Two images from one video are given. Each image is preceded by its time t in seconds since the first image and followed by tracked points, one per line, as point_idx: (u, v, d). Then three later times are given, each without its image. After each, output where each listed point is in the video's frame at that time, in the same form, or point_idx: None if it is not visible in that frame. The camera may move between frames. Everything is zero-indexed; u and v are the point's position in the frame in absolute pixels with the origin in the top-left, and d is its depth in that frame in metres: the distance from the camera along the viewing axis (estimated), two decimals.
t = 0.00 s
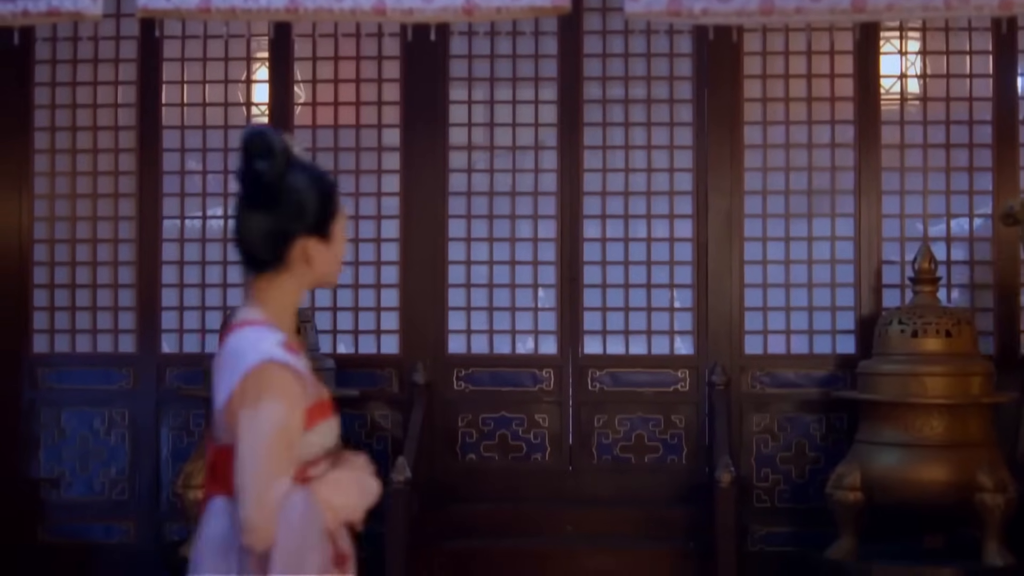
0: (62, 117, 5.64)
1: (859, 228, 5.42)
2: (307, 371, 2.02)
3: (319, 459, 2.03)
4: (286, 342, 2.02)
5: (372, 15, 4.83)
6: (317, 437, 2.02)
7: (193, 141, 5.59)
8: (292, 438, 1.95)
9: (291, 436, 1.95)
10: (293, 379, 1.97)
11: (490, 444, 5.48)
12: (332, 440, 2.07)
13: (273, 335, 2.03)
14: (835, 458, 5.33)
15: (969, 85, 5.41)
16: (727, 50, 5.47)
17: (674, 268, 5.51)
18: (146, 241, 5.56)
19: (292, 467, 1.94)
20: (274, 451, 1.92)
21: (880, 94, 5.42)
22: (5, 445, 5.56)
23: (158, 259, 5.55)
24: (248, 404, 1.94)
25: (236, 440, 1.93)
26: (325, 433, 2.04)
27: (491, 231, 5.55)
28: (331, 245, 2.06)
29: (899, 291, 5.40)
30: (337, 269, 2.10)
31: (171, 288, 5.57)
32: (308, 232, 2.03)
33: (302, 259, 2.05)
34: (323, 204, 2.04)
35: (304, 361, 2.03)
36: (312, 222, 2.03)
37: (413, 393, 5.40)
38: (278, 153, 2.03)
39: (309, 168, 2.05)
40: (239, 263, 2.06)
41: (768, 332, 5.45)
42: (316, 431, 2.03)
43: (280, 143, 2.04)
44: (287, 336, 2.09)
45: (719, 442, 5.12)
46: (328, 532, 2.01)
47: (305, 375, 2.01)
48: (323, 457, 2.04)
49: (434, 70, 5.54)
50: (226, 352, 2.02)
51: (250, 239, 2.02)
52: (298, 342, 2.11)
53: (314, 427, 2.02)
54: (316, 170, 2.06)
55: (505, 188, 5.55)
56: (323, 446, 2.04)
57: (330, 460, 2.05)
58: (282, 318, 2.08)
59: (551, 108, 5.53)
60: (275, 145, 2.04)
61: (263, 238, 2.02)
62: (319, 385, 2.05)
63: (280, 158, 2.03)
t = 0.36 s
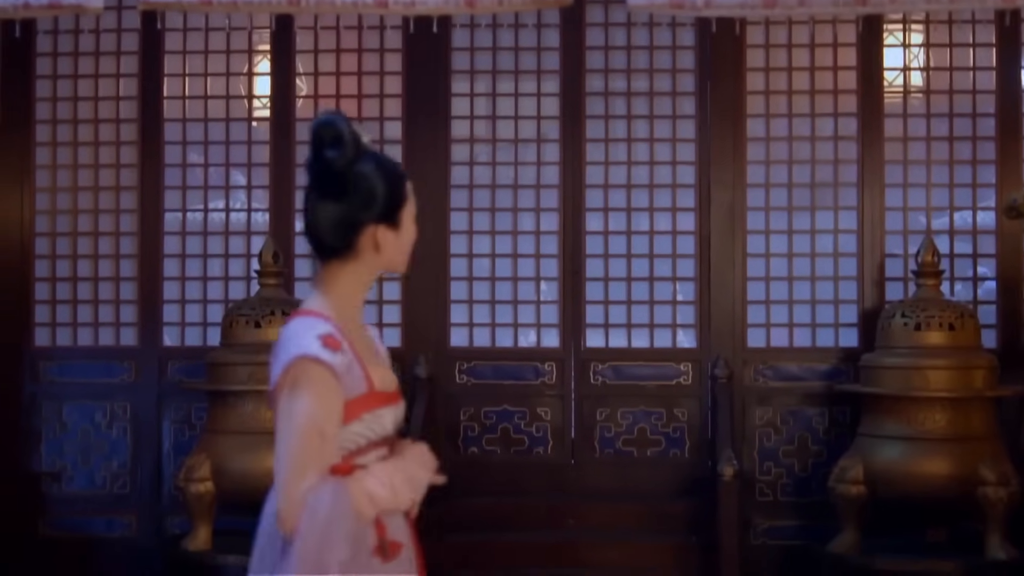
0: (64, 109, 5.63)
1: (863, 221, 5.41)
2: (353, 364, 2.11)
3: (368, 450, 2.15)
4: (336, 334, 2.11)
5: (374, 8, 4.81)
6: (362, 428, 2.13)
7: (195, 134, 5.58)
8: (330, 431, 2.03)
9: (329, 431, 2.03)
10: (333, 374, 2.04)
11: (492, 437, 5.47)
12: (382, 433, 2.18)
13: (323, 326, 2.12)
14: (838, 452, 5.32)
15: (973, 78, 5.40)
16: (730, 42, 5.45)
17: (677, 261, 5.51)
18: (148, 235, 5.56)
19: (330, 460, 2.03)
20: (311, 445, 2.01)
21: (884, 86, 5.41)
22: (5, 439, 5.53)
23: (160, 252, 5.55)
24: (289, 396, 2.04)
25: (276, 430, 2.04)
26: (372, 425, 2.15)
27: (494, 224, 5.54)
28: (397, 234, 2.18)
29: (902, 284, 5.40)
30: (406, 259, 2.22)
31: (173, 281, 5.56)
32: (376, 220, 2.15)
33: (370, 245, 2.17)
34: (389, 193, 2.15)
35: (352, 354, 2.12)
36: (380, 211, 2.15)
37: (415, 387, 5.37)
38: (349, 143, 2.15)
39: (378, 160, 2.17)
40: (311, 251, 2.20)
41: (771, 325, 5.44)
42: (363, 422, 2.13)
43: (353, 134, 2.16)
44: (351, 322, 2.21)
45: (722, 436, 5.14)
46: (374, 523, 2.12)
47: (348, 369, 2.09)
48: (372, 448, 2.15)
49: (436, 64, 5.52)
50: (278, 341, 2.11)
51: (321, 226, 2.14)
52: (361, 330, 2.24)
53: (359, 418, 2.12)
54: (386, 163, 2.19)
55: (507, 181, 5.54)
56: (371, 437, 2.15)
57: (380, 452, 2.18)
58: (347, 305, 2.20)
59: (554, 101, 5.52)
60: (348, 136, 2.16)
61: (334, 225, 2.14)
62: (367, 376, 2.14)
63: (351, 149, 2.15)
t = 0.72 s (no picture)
0: (64, 104, 5.61)
1: (865, 216, 5.39)
2: (369, 364, 2.14)
3: (388, 450, 2.15)
4: (352, 334, 2.15)
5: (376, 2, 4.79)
6: (382, 430, 2.14)
7: (195, 128, 5.56)
8: (335, 431, 2.07)
9: (335, 431, 2.07)
10: (338, 376, 2.08)
11: (494, 433, 5.46)
12: (407, 433, 2.18)
13: (339, 327, 2.15)
14: (840, 447, 5.31)
15: (976, 72, 5.39)
16: (733, 36, 5.44)
17: (679, 256, 5.49)
18: (149, 230, 5.54)
19: (334, 460, 2.06)
20: (311, 444, 2.05)
21: (887, 81, 5.40)
22: (6, 433, 5.52)
23: (161, 247, 5.54)
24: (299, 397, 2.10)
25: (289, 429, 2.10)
26: (394, 426, 2.16)
27: (495, 219, 5.54)
28: (425, 233, 2.18)
29: (905, 279, 5.38)
30: (438, 255, 2.22)
31: (173, 276, 5.55)
32: (401, 221, 2.15)
33: (398, 244, 2.18)
34: (415, 192, 2.15)
35: (370, 353, 2.15)
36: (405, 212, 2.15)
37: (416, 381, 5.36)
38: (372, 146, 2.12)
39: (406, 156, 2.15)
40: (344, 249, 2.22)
41: (773, 320, 5.42)
42: (382, 422, 2.14)
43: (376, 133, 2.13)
44: (383, 321, 2.24)
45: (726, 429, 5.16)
46: (388, 523, 2.12)
47: (361, 369, 2.12)
48: (393, 448, 2.16)
49: (438, 58, 5.50)
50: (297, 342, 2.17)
51: (352, 226, 2.16)
52: (397, 329, 2.27)
53: (377, 419, 2.14)
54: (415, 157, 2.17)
55: (508, 175, 5.52)
56: (392, 438, 2.16)
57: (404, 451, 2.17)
58: (378, 304, 2.23)
59: (555, 95, 5.50)
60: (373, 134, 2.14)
61: (363, 226, 2.15)
62: (388, 376, 2.17)
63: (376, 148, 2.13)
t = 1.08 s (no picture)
0: (69, 100, 5.60)
1: (872, 212, 5.39)
2: (350, 357, 2.29)
3: (372, 445, 2.28)
4: (337, 328, 2.32)
5: None
6: (362, 422, 2.27)
7: (201, 125, 5.56)
8: (304, 421, 2.25)
9: (306, 421, 2.25)
10: (303, 366, 2.25)
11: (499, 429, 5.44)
12: (396, 429, 2.29)
13: (330, 323, 2.32)
14: (847, 443, 5.31)
15: (983, 68, 5.37)
16: (739, 32, 5.43)
17: (685, 252, 5.49)
18: (154, 226, 5.54)
19: (303, 450, 2.24)
20: (282, 434, 2.25)
21: (893, 77, 5.39)
22: (14, 429, 5.52)
23: (166, 243, 5.54)
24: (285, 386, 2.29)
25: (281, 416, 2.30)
26: (379, 420, 2.28)
27: (501, 215, 5.54)
28: (410, 233, 2.30)
29: (911, 275, 5.36)
30: (435, 258, 2.32)
31: (179, 272, 5.55)
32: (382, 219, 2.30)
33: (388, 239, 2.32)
34: (394, 191, 2.29)
35: (354, 348, 2.30)
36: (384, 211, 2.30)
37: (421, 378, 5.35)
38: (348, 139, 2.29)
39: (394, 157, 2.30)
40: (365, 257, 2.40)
41: (779, 317, 5.41)
42: (368, 412, 2.27)
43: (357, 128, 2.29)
44: (399, 321, 2.36)
45: (731, 426, 5.14)
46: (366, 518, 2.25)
47: (337, 362, 2.28)
48: (376, 444, 2.28)
49: (443, 54, 5.49)
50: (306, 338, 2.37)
51: (354, 223, 2.35)
52: (419, 329, 2.38)
53: (355, 413, 2.27)
54: (406, 159, 2.30)
55: (514, 172, 5.52)
56: (376, 432, 2.28)
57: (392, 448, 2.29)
58: (394, 302, 2.36)
59: (561, 91, 5.49)
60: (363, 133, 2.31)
61: (360, 220, 2.34)
62: (373, 369, 2.29)
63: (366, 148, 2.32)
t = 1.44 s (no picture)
0: (81, 96, 5.60)
1: (884, 207, 5.39)
2: (337, 341, 2.33)
3: (349, 431, 2.29)
4: (334, 312, 2.38)
5: None
6: (340, 407, 2.29)
7: (213, 121, 5.57)
8: (288, 400, 2.32)
9: (290, 399, 2.32)
10: (287, 345, 2.33)
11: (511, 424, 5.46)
12: (374, 417, 2.29)
13: (331, 309, 2.39)
14: (858, 439, 5.31)
15: (995, 63, 5.37)
16: (750, 28, 5.43)
17: (696, 247, 5.50)
18: (166, 221, 5.55)
19: (284, 428, 2.31)
20: (266, 411, 2.33)
21: (905, 72, 5.38)
22: (26, 424, 5.50)
23: (178, 239, 5.55)
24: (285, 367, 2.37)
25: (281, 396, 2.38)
26: (356, 405, 2.28)
27: (512, 210, 5.54)
28: (377, 226, 2.34)
29: (923, 270, 5.36)
30: (400, 252, 2.32)
31: (191, 268, 5.57)
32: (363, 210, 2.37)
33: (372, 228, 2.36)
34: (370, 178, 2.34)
35: (345, 334, 2.34)
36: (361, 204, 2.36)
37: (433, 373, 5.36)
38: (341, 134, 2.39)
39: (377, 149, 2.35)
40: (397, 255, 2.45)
41: (790, 312, 5.42)
42: (348, 396, 2.29)
43: (349, 123, 2.39)
44: (399, 315, 2.37)
45: (743, 421, 5.11)
46: (336, 501, 2.26)
47: (323, 344, 2.33)
48: (352, 430, 2.29)
49: (455, 50, 5.48)
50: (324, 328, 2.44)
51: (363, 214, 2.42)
52: (425, 322, 2.38)
53: (336, 397, 2.30)
54: (384, 150, 2.35)
55: (526, 167, 5.52)
56: (352, 418, 2.29)
57: (368, 436, 2.29)
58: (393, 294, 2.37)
59: (573, 86, 5.48)
60: (365, 126, 2.40)
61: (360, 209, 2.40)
62: (360, 355, 2.32)
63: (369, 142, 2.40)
